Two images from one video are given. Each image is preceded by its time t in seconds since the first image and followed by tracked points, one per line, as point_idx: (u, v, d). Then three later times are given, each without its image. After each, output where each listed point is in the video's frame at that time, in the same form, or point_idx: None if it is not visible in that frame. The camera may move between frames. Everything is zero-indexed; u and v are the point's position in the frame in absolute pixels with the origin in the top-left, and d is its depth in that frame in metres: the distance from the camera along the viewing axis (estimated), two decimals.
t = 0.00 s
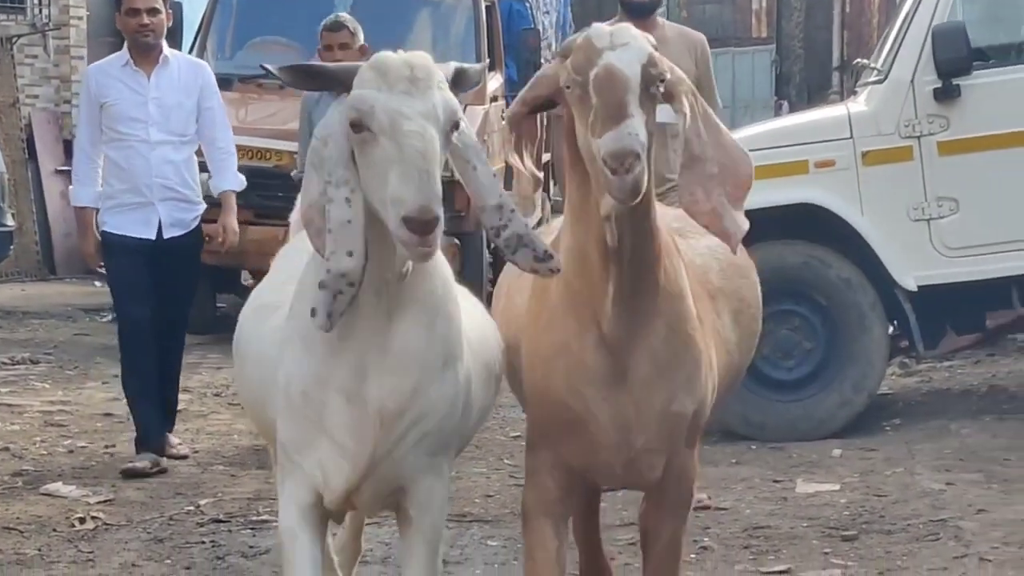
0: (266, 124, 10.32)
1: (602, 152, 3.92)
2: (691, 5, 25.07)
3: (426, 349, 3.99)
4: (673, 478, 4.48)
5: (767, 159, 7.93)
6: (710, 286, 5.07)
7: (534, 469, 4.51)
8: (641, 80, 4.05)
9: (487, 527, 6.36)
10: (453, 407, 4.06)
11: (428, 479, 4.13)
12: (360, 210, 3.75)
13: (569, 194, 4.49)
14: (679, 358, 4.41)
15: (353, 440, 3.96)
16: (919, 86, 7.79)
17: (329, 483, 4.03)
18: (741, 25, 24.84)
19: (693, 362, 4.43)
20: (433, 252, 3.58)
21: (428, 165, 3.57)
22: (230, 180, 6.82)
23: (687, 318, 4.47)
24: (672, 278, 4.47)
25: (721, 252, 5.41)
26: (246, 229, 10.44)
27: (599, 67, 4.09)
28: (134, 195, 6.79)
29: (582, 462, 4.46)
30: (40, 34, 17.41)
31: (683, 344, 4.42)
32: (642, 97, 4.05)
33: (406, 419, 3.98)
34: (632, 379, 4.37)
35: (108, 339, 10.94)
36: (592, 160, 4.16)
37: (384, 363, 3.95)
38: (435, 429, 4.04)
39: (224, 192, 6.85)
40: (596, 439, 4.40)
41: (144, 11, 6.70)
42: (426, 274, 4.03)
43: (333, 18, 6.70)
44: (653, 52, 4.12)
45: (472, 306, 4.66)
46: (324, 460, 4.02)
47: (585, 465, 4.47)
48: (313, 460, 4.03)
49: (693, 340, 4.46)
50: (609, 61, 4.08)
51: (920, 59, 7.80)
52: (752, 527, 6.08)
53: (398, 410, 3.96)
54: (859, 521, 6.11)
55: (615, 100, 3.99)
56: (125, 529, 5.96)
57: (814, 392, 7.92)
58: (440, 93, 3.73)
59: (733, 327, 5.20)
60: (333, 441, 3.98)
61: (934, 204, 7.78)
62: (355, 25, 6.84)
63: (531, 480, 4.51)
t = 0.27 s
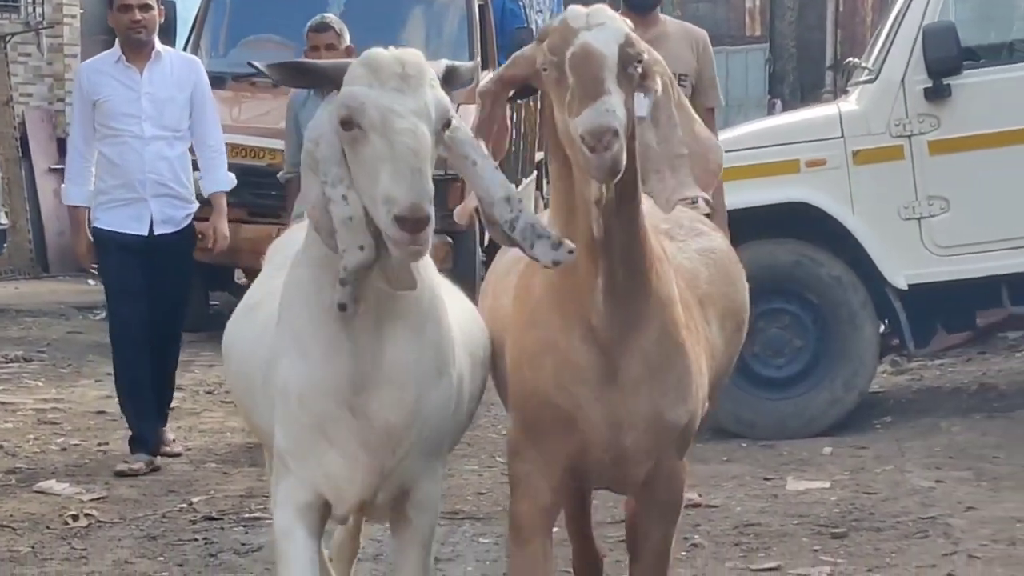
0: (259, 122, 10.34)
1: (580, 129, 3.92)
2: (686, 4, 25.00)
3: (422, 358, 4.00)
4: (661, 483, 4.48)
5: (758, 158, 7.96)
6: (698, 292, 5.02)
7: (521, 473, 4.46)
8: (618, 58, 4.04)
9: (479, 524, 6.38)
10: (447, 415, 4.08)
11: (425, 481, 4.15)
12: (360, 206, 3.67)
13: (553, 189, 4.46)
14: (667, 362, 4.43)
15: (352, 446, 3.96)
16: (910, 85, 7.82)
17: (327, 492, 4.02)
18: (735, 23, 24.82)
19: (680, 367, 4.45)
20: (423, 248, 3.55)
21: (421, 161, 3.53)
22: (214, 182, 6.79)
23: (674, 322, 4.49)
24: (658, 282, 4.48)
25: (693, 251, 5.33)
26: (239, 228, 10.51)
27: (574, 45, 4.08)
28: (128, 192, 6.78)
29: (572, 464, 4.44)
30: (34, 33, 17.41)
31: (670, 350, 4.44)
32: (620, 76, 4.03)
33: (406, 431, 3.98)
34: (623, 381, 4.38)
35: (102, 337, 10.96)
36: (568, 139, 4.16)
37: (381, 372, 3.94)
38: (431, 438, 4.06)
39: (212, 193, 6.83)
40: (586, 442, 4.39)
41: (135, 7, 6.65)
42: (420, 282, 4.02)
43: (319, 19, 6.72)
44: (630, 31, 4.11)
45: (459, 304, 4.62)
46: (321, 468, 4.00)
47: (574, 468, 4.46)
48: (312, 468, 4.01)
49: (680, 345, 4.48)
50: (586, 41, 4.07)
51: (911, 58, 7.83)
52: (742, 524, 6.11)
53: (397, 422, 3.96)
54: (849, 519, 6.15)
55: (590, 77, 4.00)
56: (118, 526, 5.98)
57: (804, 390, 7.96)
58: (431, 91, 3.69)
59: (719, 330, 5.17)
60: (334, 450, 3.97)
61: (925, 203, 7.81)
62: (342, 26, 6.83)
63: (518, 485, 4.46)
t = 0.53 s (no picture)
0: (251, 120, 10.38)
1: (547, 124, 3.73)
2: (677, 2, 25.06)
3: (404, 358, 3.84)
4: (646, 494, 4.25)
5: (746, 155, 8.03)
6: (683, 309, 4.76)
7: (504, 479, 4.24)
8: (589, 50, 3.78)
9: (468, 519, 6.44)
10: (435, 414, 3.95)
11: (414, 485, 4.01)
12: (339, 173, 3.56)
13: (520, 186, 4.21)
14: (653, 367, 4.18)
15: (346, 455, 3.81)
16: (897, 83, 7.87)
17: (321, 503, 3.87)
18: (726, 21, 24.87)
19: (667, 372, 4.21)
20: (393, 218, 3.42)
21: (390, 128, 3.39)
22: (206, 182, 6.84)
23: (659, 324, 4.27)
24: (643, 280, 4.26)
25: (678, 268, 5.00)
26: (231, 224, 10.56)
27: (545, 38, 3.84)
28: (120, 186, 6.79)
29: (554, 473, 4.18)
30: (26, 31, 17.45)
31: (657, 353, 4.20)
32: (588, 71, 3.77)
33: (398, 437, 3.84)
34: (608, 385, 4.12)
35: (94, 334, 11.01)
36: (536, 135, 3.94)
37: (365, 374, 3.78)
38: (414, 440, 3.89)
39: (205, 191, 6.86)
40: (569, 451, 4.14)
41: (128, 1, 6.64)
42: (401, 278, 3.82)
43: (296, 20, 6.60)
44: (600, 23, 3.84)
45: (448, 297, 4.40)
46: (309, 476, 3.83)
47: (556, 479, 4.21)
48: (300, 477, 3.83)
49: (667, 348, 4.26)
50: (555, 33, 3.83)
51: (898, 56, 7.88)
52: (729, 519, 6.17)
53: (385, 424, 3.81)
54: (835, 513, 6.21)
55: (560, 69, 3.77)
56: (110, 521, 6.03)
57: (792, 386, 8.02)
58: (403, 62, 3.54)
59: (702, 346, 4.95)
60: (323, 460, 3.81)
61: (912, 201, 7.87)
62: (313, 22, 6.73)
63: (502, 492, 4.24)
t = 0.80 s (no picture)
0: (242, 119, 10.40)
1: (523, 157, 3.68)
2: None
3: (379, 355, 3.76)
4: (634, 495, 4.19)
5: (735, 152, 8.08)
6: (672, 311, 4.76)
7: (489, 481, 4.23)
8: (568, 74, 3.74)
9: (458, 516, 6.47)
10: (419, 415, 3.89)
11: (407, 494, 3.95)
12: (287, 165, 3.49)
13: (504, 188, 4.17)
14: (635, 367, 4.13)
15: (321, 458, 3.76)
16: (885, 81, 7.90)
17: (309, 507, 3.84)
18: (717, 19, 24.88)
19: (650, 372, 4.16)
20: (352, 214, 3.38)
21: (347, 121, 3.34)
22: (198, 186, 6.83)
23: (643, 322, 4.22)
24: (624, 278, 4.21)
25: (664, 268, 5.06)
26: (222, 223, 10.57)
27: (523, 61, 3.79)
28: (110, 183, 6.76)
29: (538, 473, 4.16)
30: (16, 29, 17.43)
31: (641, 352, 4.16)
32: (569, 97, 3.75)
33: (377, 434, 3.79)
34: (588, 384, 4.08)
35: (85, 332, 11.02)
36: (513, 155, 3.90)
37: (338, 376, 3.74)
38: (395, 439, 3.83)
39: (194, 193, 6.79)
40: (546, 454, 4.11)
41: None
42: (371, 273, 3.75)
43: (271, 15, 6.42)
44: (583, 45, 3.81)
45: (431, 299, 4.38)
46: (294, 480, 3.80)
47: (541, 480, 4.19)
48: (286, 481, 3.81)
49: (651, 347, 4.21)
50: (533, 56, 3.78)
51: (887, 54, 7.91)
52: (718, 515, 6.19)
53: (363, 422, 3.75)
54: (823, 509, 6.24)
55: (538, 96, 3.72)
56: (101, 518, 6.04)
57: (782, 383, 8.06)
58: (358, 49, 3.49)
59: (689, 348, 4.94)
60: (305, 462, 3.78)
61: (901, 198, 7.90)
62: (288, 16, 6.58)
63: (490, 493, 4.23)
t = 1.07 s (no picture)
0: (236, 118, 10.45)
1: (519, 179, 3.67)
2: None
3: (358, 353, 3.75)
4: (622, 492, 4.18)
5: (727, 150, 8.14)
6: (672, 304, 4.77)
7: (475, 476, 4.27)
8: (564, 95, 3.76)
9: (451, 512, 6.52)
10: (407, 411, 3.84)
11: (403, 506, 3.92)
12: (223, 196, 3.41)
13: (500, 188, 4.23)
14: (620, 362, 4.14)
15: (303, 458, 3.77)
16: (875, 80, 7.95)
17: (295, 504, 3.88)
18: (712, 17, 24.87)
19: (636, 369, 4.16)
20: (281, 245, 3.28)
21: (278, 154, 3.24)
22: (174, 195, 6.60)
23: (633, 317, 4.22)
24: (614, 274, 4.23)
25: (666, 258, 5.06)
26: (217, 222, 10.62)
27: (518, 81, 3.80)
28: (103, 181, 6.76)
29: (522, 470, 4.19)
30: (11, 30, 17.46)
31: (627, 348, 4.16)
32: (566, 116, 3.76)
33: (360, 431, 3.77)
34: (570, 381, 4.10)
35: (81, 331, 11.06)
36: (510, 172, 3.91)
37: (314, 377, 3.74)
38: (380, 435, 3.80)
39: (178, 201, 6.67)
40: (529, 451, 4.14)
41: None
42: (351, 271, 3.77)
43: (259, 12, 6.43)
44: (581, 64, 3.84)
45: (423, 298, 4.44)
46: (278, 479, 3.84)
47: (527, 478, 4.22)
48: (271, 479, 3.85)
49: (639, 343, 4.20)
50: (530, 75, 3.80)
51: (877, 53, 7.96)
52: (709, 511, 6.25)
53: (340, 420, 3.74)
54: (813, 505, 6.29)
55: (534, 118, 3.72)
56: (97, 515, 6.09)
57: (773, 380, 8.12)
58: (298, 76, 3.35)
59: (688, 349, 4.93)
60: (286, 462, 3.80)
61: (891, 196, 7.96)
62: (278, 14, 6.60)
63: (479, 489, 4.28)
